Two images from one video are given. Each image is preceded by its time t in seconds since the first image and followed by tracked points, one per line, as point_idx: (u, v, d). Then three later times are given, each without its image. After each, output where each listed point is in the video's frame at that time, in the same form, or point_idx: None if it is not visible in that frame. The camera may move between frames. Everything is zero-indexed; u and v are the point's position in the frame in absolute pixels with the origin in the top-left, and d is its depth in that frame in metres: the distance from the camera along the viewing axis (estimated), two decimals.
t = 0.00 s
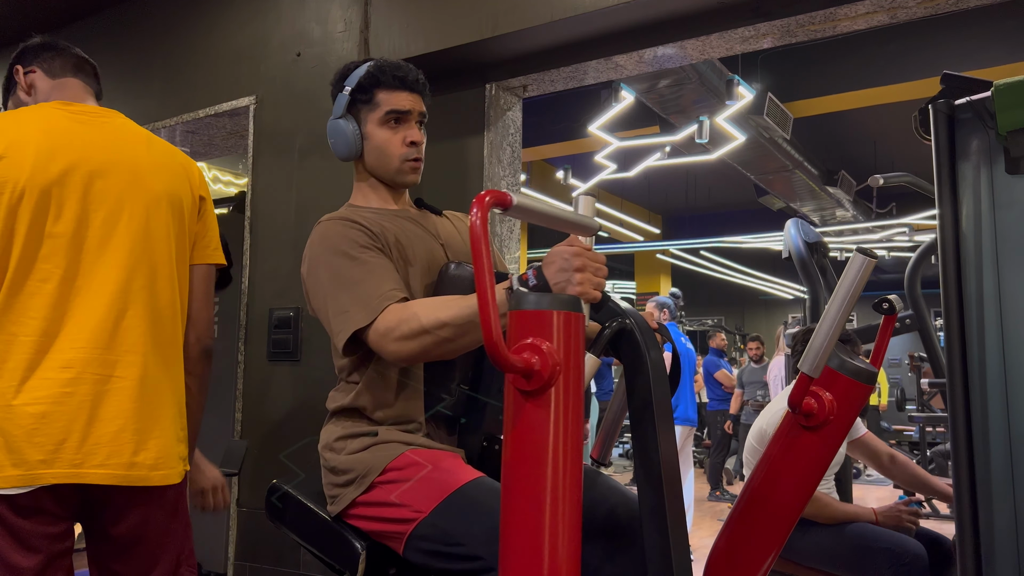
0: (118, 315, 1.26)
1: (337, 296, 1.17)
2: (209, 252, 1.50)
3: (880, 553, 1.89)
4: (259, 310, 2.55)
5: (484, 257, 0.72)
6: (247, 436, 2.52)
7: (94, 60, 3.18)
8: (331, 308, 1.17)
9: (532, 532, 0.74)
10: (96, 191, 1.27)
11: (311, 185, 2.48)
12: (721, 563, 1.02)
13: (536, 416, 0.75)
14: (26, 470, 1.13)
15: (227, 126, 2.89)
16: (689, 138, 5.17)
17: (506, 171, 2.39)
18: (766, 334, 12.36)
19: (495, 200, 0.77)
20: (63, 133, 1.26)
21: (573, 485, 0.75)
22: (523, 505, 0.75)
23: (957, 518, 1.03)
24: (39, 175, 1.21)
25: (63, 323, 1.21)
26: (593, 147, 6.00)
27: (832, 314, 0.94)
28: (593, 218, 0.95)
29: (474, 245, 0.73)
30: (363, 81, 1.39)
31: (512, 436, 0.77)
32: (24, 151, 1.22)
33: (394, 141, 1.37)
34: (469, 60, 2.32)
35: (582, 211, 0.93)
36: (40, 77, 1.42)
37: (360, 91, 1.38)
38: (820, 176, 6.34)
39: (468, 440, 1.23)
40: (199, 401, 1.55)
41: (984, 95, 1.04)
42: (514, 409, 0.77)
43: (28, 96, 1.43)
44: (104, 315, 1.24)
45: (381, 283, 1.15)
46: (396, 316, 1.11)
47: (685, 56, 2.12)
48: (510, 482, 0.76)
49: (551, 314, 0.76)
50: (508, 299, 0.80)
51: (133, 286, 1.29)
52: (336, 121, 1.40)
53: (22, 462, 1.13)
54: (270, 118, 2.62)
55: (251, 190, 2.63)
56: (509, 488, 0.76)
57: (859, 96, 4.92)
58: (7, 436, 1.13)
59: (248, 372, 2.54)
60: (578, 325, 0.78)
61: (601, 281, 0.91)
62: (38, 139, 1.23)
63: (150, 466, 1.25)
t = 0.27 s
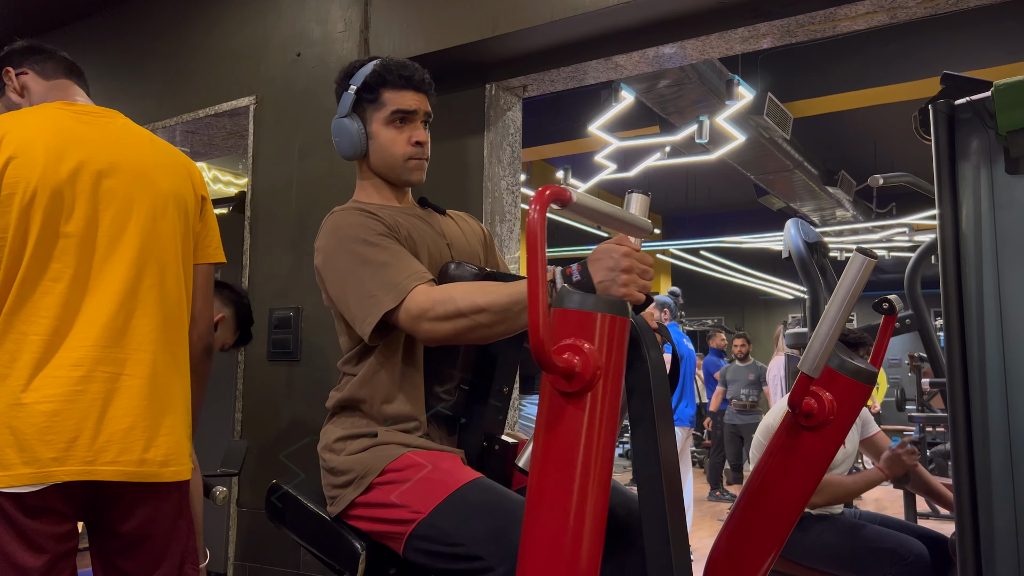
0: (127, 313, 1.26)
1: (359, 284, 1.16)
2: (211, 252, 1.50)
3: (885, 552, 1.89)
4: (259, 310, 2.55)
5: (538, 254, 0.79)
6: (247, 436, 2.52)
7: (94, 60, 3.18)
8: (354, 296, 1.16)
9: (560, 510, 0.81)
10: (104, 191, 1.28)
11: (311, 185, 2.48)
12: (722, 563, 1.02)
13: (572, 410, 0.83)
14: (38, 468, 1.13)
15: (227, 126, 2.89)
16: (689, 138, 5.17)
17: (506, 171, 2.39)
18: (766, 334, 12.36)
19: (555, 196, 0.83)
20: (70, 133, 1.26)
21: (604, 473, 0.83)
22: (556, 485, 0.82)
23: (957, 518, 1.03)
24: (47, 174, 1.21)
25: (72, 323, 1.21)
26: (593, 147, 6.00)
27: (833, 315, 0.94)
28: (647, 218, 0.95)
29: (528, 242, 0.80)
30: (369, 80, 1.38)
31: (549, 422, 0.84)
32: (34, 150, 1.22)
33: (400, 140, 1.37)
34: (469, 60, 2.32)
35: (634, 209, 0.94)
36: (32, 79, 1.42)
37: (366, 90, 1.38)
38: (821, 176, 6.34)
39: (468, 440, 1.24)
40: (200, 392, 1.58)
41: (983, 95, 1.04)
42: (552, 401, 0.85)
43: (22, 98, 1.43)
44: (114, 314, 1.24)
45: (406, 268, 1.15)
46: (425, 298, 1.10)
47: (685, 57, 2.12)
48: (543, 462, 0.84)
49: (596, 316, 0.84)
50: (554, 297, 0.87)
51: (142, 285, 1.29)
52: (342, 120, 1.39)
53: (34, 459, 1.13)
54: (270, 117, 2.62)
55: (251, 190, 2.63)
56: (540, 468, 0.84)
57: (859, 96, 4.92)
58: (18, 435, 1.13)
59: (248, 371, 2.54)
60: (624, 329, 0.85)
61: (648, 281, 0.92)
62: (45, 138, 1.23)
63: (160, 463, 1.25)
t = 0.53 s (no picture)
0: (129, 313, 1.26)
1: (381, 276, 1.16)
2: (211, 252, 1.50)
3: (892, 553, 1.90)
4: (259, 310, 2.56)
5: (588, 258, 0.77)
6: (247, 436, 2.52)
7: (94, 60, 3.18)
8: (375, 289, 1.16)
9: (584, 511, 0.82)
10: (107, 190, 1.28)
11: (311, 185, 2.48)
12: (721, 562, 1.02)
13: (605, 416, 0.82)
14: (41, 468, 1.13)
15: (227, 126, 2.89)
16: (689, 138, 5.17)
17: (506, 171, 2.39)
18: (766, 334, 12.36)
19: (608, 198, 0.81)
20: (71, 133, 1.26)
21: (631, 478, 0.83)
22: (582, 487, 0.83)
23: (957, 519, 1.03)
24: (50, 173, 1.21)
25: (74, 323, 1.21)
26: (593, 147, 6.00)
27: (833, 314, 0.94)
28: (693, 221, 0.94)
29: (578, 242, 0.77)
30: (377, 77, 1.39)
31: (578, 424, 0.84)
32: (38, 149, 1.21)
33: (407, 137, 1.37)
34: (469, 60, 2.32)
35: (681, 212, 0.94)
36: (28, 80, 1.42)
37: (373, 88, 1.39)
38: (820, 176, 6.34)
39: (467, 440, 1.23)
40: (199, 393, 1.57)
41: (983, 95, 1.04)
42: (583, 402, 0.84)
43: (17, 100, 1.43)
44: (116, 314, 1.24)
45: (428, 259, 1.15)
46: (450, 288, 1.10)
47: (685, 57, 2.12)
48: (570, 462, 0.84)
49: (639, 323, 0.83)
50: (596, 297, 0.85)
51: (145, 285, 1.29)
52: (348, 117, 1.39)
53: (37, 459, 1.13)
54: (270, 118, 2.63)
55: (251, 190, 2.63)
56: (566, 468, 0.84)
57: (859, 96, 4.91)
58: (21, 435, 1.13)
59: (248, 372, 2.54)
60: (664, 337, 0.84)
61: (687, 288, 0.90)
62: (47, 138, 1.23)
63: (163, 462, 1.25)
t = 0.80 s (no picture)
0: (129, 313, 1.26)
1: (401, 268, 1.16)
2: (212, 252, 1.50)
3: (892, 552, 1.89)
4: (260, 310, 2.56)
5: (627, 258, 0.81)
6: (247, 436, 2.52)
7: (94, 61, 3.18)
8: (397, 281, 1.16)
9: (603, 507, 0.86)
10: (108, 190, 1.28)
11: (311, 185, 2.48)
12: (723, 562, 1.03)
13: (632, 419, 0.86)
14: (41, 467, 1.13)
15: (227, 126, 2.89)
16: (689, 138, 5.17)
17: (506, 171, 2.39)
18: (766, 334, 12.36)
19: (651, 203, 0.85)
20: (73, 133, 1.26)
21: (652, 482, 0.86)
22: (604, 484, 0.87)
23: (958, 518, 1.03)
24: (52, 173, 1.21)
25: (75, 323, 1.21)
26: (593, 147, 6.00)
27: (832, 315, 0.94)
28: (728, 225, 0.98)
29: (616, 242, 0.82)
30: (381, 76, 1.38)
31: (604, 424, 0.88)
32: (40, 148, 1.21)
33: (411, 138, 1.37)
34: (469, 60, 2.32)
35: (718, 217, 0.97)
36: (25, 80, 1.41)
37: (378, 87, 1.38)
38: (820, 176, 6.34)
39: (467, 441, 1.23)
40: (197, 394, 1.57)
41: (983, 95, 1.04)
42: (611, 401, 0.88)
43: (14, 100, 1.42)
44: (117, 314, 1.24)
45: (449, 250, 1.16)
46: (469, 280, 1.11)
47: (685, 57, 2.12)
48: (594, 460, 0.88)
49: (675, 332, 0.85)
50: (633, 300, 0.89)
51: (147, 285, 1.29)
52: (352, 117, 1.39)
53: (38, 459, 1.13)
54: (270, 117, 2.63)
55: (251, 191, 2.64)
56: (590, 465, 0.88)
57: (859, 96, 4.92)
58: (22, 435, 1.13)
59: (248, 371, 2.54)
60: (698, 350, 0.87)
61: (720, 294, 0.92)
62: (48, 137, 1.23)
63: (163, 462, 1.26)
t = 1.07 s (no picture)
0: (129, 314, 1.26)
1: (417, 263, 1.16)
2: (212, 252, 1.50)
3: (891, 551, 1.88)
4: (260, 310, 2.56)
5: (653, 264, 0.83)
6: (247, 436, 2.52)
7: (94, 61, 3.19)
8: (413, 277, 1.16)
9: (617, 509, 0.88)
10: (109, 191, 1.28)
11: (311, 185, 2.48)
12: (723, 562, 1.03)
13: (650, 424, 0.87)
14: (40, 468, 1.13)
15: (227, 126, 2.89)
16: (689, 138, 5.17)
17: (506, 171, 2.39)
18: (766, 335, 12.36)
19: (680, 208, 0.87)
20: (74, 133, 1.26)
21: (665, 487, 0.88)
22: (618, 488, 0.88)
23: (958, 518, 1.03)
24: (54, 173, 1.21)
25: (74, 323, 1.21)
26: (593, 147, 6.00)
27: (833, 316, 0.94)
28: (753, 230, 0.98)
29: (643, 246, 0.83)
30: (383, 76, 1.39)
31: (619, 428, 0.90)
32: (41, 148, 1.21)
33: (414, 137, 1.38)
34: (469, 61, 2.32)
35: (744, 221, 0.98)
36: (25, 78, 1.41)
37: (380, 87, 1.38)
38: (820, 176, 6.34)
39: (467, 441, 1.22)
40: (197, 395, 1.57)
41: (983, 95, 1.04)
42: (626, 405, 0.89)
43: (14, 99, 1.42)
44: (117, 315, 1.24)
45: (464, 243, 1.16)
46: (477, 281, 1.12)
47: (686, 56, 2.12)
48: (608, 463, 0.90)
49: (699, 338, 0.87)
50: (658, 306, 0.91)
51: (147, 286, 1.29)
52: (354, 117, 1.39)
53: (38, 459, 1.13)
54: (270, 118, 2.63)
55: (251, 191, 2.64)
56: (604, 468, 0.90)
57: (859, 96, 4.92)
58: (22, 435, 1.13)
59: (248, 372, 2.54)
60: (717, 357, 0.89)
61: (741, 300, 0.95)
62: (49, 137, 1.23)
63: (161, 463, 1.26)
